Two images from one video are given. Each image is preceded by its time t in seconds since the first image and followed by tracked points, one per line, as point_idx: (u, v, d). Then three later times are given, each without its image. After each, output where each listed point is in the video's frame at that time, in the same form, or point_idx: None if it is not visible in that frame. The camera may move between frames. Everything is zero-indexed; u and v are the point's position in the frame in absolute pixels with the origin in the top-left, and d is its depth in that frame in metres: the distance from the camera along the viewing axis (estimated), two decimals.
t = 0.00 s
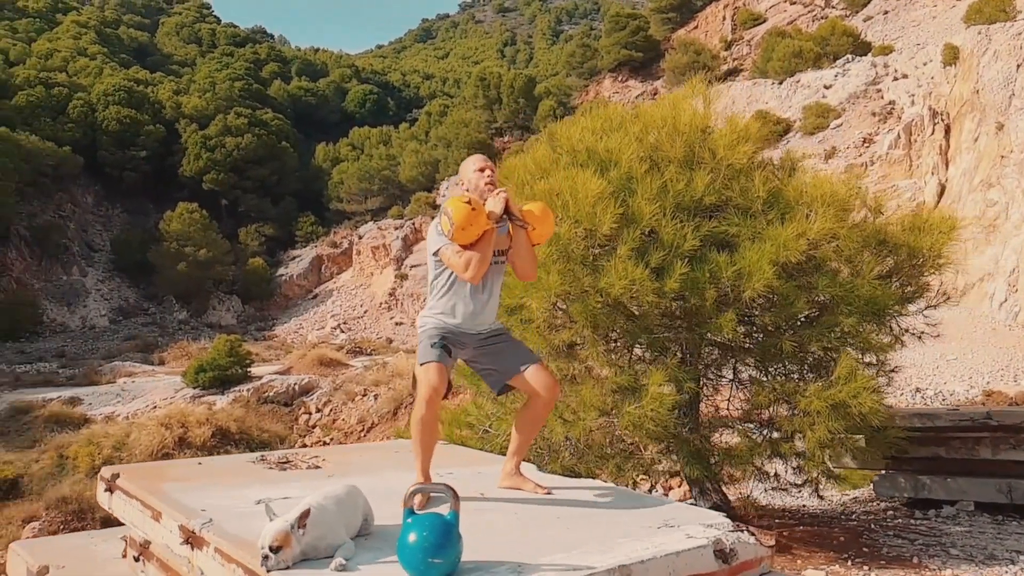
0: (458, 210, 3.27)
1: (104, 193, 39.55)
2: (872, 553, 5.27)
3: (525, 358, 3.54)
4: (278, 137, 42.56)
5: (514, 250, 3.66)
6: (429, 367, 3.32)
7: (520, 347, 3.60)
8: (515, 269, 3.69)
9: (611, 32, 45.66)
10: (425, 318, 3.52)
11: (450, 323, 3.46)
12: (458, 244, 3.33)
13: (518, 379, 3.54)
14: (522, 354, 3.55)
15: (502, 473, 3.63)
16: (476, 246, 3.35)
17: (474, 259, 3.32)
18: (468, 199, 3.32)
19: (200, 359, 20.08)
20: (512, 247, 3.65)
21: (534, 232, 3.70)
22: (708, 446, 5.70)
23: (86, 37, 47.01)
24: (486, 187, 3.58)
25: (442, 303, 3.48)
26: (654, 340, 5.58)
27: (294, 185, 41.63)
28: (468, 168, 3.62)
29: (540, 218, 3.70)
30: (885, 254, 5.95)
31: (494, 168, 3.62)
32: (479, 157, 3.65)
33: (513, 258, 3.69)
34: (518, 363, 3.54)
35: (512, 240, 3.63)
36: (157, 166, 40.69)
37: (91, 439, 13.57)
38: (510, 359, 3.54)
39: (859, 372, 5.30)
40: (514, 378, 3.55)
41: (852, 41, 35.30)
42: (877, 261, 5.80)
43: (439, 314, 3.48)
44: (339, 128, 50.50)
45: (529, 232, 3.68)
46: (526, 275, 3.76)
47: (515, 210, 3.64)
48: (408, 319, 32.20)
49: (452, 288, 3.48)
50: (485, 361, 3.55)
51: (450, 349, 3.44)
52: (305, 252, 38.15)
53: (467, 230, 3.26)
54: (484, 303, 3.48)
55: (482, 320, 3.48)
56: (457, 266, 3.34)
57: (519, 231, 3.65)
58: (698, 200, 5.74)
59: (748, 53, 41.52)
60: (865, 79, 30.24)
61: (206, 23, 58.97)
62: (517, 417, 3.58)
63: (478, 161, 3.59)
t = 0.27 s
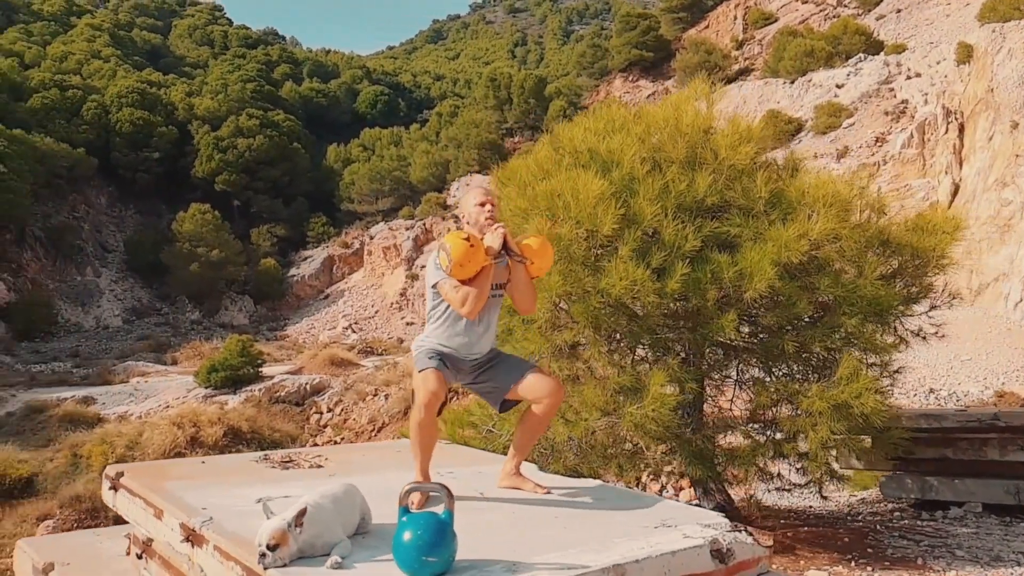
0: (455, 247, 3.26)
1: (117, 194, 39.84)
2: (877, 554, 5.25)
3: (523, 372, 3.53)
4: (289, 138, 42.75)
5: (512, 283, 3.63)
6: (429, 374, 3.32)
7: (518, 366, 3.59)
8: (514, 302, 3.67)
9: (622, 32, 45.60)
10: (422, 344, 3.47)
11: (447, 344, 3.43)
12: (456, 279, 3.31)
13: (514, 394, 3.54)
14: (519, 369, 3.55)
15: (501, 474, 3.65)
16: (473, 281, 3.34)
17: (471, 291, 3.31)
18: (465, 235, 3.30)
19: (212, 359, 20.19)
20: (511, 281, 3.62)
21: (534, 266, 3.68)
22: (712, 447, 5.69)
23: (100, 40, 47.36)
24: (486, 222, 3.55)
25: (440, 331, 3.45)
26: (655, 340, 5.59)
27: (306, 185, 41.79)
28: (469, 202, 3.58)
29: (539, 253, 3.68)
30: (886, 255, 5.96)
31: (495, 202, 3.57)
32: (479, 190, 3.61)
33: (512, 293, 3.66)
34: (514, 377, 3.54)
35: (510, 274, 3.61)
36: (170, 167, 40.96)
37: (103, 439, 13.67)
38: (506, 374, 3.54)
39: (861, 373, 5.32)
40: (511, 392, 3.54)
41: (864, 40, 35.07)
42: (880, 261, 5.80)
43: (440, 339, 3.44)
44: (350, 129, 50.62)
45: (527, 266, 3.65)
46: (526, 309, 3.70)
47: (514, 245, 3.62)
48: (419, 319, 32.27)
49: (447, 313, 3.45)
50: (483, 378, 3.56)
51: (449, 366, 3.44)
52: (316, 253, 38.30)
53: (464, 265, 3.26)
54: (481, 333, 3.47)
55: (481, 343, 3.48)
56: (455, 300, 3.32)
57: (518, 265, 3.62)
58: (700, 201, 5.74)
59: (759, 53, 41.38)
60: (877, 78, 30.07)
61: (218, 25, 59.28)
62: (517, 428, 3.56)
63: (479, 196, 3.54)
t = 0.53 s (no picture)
0: (455, 280, 3.24)
1: (131, 195, 40.13)
2: (881, 555, 5.24)
3: (522, 385, 3.61)
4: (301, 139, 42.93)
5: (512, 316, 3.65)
6: (428, 384, 3.41)
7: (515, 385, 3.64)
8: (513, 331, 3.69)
9: (633, 32, 45.51)
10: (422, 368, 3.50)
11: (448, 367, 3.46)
12: (455, 312, 3.32)
13: (514, 408, 3.60)
14: (516, 385, 3.62)
15: (503, 472, 3.65)
16: (471, 314, 3.35)
17: (468, 326, 3.33)
18: (466, 270, 3.28)
19: (225, 358, 20.29)
20: (511, 313, 3.63)
21: (535, 299, 3.68)
22: (716, 446, 5.68)
23: (114, 42, 47.72)
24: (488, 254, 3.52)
25: (440, 357, 3.48)
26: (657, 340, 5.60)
27: (318, 186, 41.94)
28: (471, 233, 3.55)
29: (540, 286, 3.66)
30: (889, 255, 5.94)
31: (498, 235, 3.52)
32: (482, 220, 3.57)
33: (511, 324, 3.68)
34: (513, 392, 3.61)
35: (510, 307, 3.62)
36: (184, 168, 41.22)
37: (117, 438, 13.77)
38: (505, 389, 3.62)
39: (865, 374, 5.30)
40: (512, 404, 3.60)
41: (878, 38, 34.77)
42: (884, 261, 5.78)
43: (439, 364, 3.47)
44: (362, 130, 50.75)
45: (527, 299, 3.65)
46: (525, 340, 3.71)
47: (515, 276, 3.61)
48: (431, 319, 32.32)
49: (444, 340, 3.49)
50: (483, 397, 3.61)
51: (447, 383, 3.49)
52: (328, 253, 38.46)
53: (462, 301, 3.25)
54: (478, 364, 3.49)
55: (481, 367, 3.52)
56: (452, 332, 3.35)
57: (517, 298, 3.64)
58: (703, 201, 5.73)
59: (771, 52, 41.23)
60: (891, 77, 29.90)
61: (231, 26, 59.61)
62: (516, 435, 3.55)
63: (481, 227, 3.50)
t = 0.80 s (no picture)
0: (454, 307, 3.27)
1: (145, 195, 40.38)
2: (887, 556, 5.21)
3: (520, 397, 3.63)
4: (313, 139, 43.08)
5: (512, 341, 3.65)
6: (428, 391, 3.41)
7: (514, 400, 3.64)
8: (514, 354, 3.69)
9: (644, 31, 45.41)
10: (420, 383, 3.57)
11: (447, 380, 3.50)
12: (453, 337, 3.36)
13: (512, 419, 3.63)
14: (511, 398, 3.63)
15: (502, 473, 3.73)
16: (470, 339, 3.38)
17: (466, 351, 3.38)
18: (465, 298, 3.30)
19: (237, 357, 20.37)
20: (511, 338, 3.63)
21: (535, 325, 3.65)
22: (721, 447, 5.66)
23: (128, 43, 48.04)
24: (491, 278, 3.49)
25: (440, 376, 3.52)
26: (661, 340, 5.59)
27: (330, 186, 42.07)
28: (473, 254, 3.48)
29: (540, 311, 3.63)
30: (896, 254, 5.91)
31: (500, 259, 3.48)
32: (486, 240, 3.51)
33: (512, 347, 3.68)
34: (511, 403, 3.62)
35: (511, 332, 3.62)
36: (197, 169, 41.45)
37: (130, 437, 13.88)
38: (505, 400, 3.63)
39: (870, 374, 5.27)
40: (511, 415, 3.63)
41: (891, 36, 34.50)
42: (890, 261, 5.75)
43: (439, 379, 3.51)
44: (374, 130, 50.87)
45: (528, 324, 3.64)
46: (524, 364, 3.71)
47: (515, 303, 3.59)
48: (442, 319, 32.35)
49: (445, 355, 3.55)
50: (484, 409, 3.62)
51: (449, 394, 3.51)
52: (340, 253, 38.59)
53: (461, 328, 3.28)
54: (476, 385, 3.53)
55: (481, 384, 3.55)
56: (450, 357, 3.40)
57: (517, 324, 3.62)
58: (708, 200, 5.72)
59: (784, 51, 41.06)
60: (904, 75, 29.71)
61: (244, 27, 59.89)
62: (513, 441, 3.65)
63: (483, 250, 3.44)
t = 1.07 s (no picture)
0: (455, 324, 3.28)
1: (158, 195, 40.63)
2: (894, 557, 5.17)
3: (519, 406, 3.66)
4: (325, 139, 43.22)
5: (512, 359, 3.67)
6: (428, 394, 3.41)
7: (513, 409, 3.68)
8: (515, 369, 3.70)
9: (656, 30, 45.29)
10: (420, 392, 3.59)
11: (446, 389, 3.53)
12: (452, 354, 3.37)
13: (511, 425, 3.68)
14: (509, 404, 3.67)
15: (503, 472, 3.79)
16: (469, 356, 3.39)
17: (464, 368, 3.39)
18: (465, 316, 3.31)
19: (249, 356, 20.45)
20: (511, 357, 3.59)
21: (535, 344, 3.62)
22: (726, 446, 5.63)
23: (142, 44, 48.33)
24: (493, 296, 3.51)
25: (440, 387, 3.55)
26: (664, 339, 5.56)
27: (342, 186, 42.19)
28: (478, 269, 3.52)
29: (541, 330, 3.61)
30: (901, 253, 5.89)
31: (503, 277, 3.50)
32: (491, 257, 3.54)
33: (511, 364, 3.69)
34: (510, 409, 3.67)
35: (511, 350, 3.59)
36: (210, 168, 41.66)
37: (143, 435, 13.97)
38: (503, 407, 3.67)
39: (875, 373, 5.23)
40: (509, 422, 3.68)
41: (904, 35, 34.29)
42: (896, 260, 5.72)
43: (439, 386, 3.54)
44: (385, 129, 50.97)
45: (528, 345, 3.61)
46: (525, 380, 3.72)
47: (516, 322, 3.56)
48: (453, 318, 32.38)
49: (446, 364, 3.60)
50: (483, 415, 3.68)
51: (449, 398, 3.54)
52: (352, 252, 38.72)
53: (459, 346, 3.29)
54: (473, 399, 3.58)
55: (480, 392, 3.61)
56: (449, 373, 3.41)
57: (517, 343, 3.59)
58: (712, 198, 5.70)
59: (796, 49, 40.90)
60: (918, 73, 29.53)
61: (256, 28, 60.12)
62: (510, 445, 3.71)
63: (487, 265, 3.47)
